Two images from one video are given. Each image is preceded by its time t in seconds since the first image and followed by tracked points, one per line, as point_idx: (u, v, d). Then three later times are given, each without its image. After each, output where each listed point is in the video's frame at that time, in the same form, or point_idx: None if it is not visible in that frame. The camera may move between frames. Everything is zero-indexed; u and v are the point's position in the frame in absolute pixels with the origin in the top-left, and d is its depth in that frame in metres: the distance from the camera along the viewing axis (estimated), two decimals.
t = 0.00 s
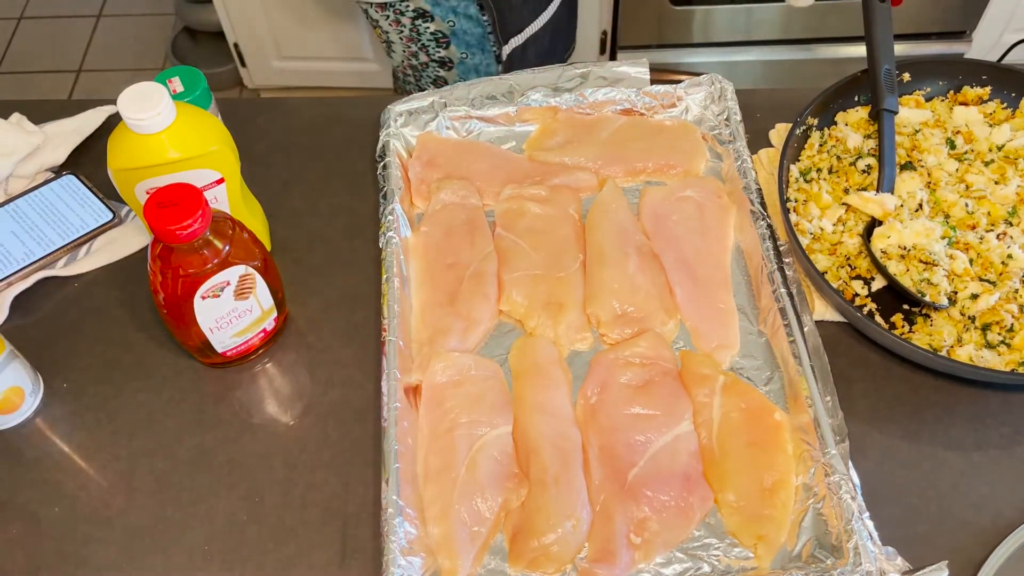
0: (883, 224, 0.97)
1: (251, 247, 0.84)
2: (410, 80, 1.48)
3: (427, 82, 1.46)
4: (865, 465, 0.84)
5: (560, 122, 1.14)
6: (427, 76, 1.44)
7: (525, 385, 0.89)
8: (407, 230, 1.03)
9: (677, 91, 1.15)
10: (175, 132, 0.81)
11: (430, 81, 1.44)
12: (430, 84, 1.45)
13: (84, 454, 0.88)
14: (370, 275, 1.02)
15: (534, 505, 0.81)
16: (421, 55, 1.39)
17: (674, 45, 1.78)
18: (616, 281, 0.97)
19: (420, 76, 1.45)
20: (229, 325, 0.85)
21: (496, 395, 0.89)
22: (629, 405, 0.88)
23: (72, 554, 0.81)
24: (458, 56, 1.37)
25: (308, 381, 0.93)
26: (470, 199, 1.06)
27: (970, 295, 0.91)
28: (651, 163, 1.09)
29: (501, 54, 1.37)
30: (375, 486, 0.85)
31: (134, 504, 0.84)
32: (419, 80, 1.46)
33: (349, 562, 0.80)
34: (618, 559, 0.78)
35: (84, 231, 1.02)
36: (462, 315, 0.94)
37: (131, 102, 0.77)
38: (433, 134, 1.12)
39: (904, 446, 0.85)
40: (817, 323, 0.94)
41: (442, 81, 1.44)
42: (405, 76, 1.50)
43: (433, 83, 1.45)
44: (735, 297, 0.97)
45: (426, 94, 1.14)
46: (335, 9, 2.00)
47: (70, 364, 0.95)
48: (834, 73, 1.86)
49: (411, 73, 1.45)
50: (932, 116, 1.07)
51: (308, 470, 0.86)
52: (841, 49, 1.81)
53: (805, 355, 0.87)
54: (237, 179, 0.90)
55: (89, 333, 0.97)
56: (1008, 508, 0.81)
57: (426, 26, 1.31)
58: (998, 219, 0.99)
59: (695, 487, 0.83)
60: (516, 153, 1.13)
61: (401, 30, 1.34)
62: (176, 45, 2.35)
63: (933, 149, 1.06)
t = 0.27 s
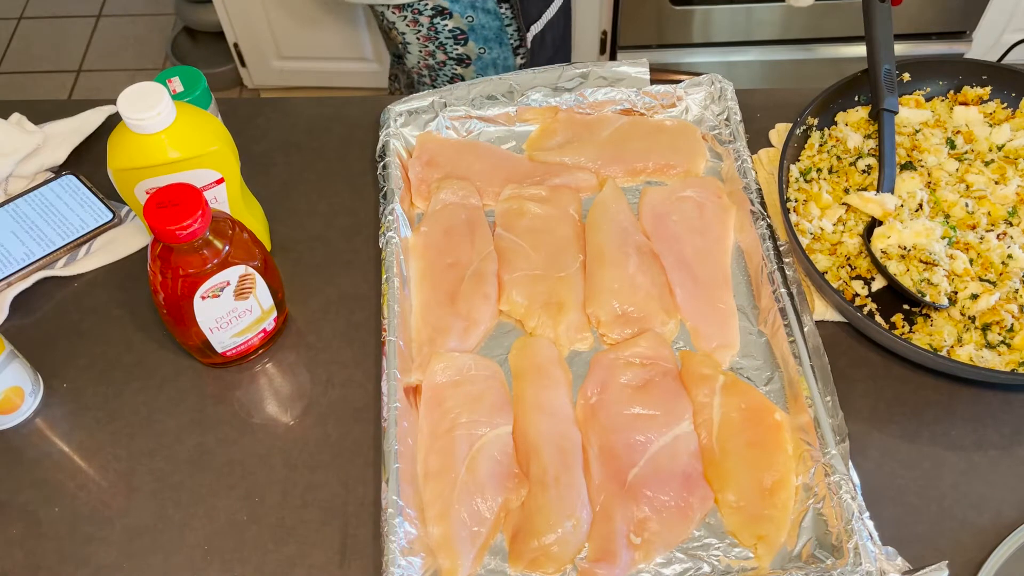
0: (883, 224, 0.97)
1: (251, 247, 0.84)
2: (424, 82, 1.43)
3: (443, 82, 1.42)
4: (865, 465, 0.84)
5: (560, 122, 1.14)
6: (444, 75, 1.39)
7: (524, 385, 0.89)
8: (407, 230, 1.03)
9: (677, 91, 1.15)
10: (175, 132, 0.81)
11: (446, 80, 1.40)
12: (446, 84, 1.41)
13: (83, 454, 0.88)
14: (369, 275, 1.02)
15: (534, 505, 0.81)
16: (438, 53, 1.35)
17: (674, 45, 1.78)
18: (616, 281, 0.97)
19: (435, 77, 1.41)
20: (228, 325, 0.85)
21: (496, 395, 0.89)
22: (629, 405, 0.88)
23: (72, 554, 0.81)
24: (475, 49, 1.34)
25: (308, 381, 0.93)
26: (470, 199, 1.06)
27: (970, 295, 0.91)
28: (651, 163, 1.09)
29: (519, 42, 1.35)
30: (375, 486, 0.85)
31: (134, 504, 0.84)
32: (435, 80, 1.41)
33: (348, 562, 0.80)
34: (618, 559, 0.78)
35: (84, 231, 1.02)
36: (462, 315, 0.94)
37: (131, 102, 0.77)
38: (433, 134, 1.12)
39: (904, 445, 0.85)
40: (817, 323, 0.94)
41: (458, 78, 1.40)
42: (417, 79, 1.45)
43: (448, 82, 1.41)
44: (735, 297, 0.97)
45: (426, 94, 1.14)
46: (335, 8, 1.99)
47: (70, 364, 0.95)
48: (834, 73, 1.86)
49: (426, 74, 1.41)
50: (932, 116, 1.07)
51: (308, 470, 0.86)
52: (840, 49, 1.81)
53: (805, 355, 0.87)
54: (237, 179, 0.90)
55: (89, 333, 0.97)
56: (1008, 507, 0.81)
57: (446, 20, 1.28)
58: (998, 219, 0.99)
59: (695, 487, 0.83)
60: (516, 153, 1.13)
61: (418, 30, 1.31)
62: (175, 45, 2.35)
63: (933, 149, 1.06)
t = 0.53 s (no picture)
0: (883, 224, 0.97)
1: (251, 247, 0.84)
2: (427, 79, 1.44)
3: (446, 78, 1.42)
4: (865, 465, 0.84)
5: (560, 121, 1.14)
6: (447, 71, 1.40)
7: (525, 385, 0.89)
8: (407, 230, 1.03)
9: (677, 91, 1.15)
10: (175, 132, 0.81)
11: (450, 76, 1.40)
12: (450, 80, 1.41)
13: (84, 454, 0.88)
14: (370, 275, 1.02)
15: (534, 505, 0.81)
16: (442, 49, 1.35)
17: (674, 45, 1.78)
18: (616, 281, 0.97)
19: (438, 73, 1.41)
20: (228, 325, 0.85)
21: (496, 395, 0.89)
22: (629, 404, 0.88)
23: (72, 554, 0.81)
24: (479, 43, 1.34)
25: (308, 381, 0.93)
26: (470, 199, 1.06)
27: (970, 295, 0.91)
28: (651, 163, 1.09)
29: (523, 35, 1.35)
30: (375, 486, 0.85)
31: (134, 504, 0.84)
32: (438, 77, 1.41)
33: (348, 562, 0.80)
34: (618, 559, 0.78)
35: (84, 231, 1.02)
36: (463, 315, 0.94)
37: (131, 102, 0.77)
38: (433, 134, 1.12)
39: (904, 445, 0.85)
40: (817, 323, 0.94)
41: (461, 73, 1.40)
42: (421, 75, 1.45)
43: (452, 78, 1.41)
44: (735, 297, 0.97)
45: (426, 94, 1.14)
46: (336, 8, 2.00)
47: (70, 364, 0.95)
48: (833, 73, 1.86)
49: (430, 71, 1.41)
50: (932, 116, 1.07)
51: (308, 470, 0.86)
52: (840, 49, 1.81)
53: (805, 355, 0.87)
54: (237, 180, 0.90)
55: (89, 333, 0.97)
56: (1008, 507, 0.81)
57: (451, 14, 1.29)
58: (998, 219, 0.99)
59: (695, 487, 0.83)
60: (516, 153, 1.13)
61: (423, 25, 1.31)
62: (175, 45, 2.35)
63: (933, 149, 1.06)
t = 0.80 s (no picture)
0: (883, 224, 0.97)
1: (251, 247, 0.84)
2: (426, 77, 1.43)
3: (445, 76, 1.41)
4: (865, 465, 0.84)
5: (560, 122, 1.14)
6: (446, 69, 1.38)
7: (524, 385, 0.89)
8: (407, 230, 1.03)
9: (677, 91, 1.15)
10: (175, 132, 0.81)
11: (449, 73, 1.39)
12: (449, 77, 1.40)
13: (84, 454, 0.88)
14: (369, 274, 1.02)
15: (534, 505, 0.81)
16: (441, 46, 1.34)
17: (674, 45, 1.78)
18: (616, 281, 0.97)
19: (437, 71, 1.40)
20: (228, 325, 0.85)
21: (496, 395, 0.89)
22: (629, 404, 0.88)
23: (72, 554, 0.81)
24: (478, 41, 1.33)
25: (308, 381, 0.93)
26: (470, 199, 1.06)
27: (970, 295, 0.91)
28: (651, 163, 1.09)
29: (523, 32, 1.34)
30: (375, 486, 0.85)
31: (134, 504, 0.84)
32: (437, 75, 1.40)
33: (348, 562, 0.80)
34: (618, 559, 0.78)
35: (84, 231, 1.02)
36: (463, 315, 0.94)
37: (131, 102, 0.77)
38: (433, 134, 1.12)
39: (904, 445, 0.85)
40: (817, 323, 0.94)
41: (460, 71, 1.39)
42: (420, 74, 1.44)
43: (451, 76, 1.40)
44: (735, 297, 0.97)
45: (426, 94, 1.14)
46: (336, 8, 1.99)
47: (71, 364, 0.95)
48: (833, 73, 1.86)
49: (429, 68, 1.40)
50: (932, 116, 1.07)
51: (308, 470, 0.86)
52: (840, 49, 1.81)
53: (805, 355, 0.87)
54: (237, 180, 0.90)
55: (89, 333, 0.97)
56: (1009, 507, 0.81)
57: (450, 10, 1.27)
58: (998, 219, 0.99)
59: (695, 487, 0.83)
60: (516, 153, 1.13)
61: (422, 22, 1.30)
62: (175, 45, 2.35)
63: (933, 149, 1.06)
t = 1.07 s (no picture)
0: (883, 224, 0.97)
1: (251, 247, 0.84)
2: (423, 74, 1.43)
3: (442, 72, 1.41)
4: (865, 465, 0.84)
5: (560, 121, 1.14)
6: (443, 65, 1.39)
7: (524, 385, 0.89)
8: (407, 230, 1.03)
9: (677, 91, 1.15)
10: (175, 132, 0.81)
11: (445, 70, 1.39)
12: (446, 73, 1.40)
13: (84, 454, 0.88)
14: (369, 274, 1.02)
15: (534, 505, 0.81)
16: (437, 43, 1.34)
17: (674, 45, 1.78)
18: (616, 281, 0.97)
19: (434, 68, 1.40)
20: (228, 325, 0.85)
21: (496, 395, 0.89)
22: (629, 404, 0.88)
23: (72, 554, 0.81)
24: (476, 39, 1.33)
25: (308, 381, 0.93)
26: (470, 199, 1.06)
27: (970, 295, 0.91)
28: (651, 163, 1.09)
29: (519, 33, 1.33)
30: (375, 486, 0.85)
31: (134, 504, 0.84)
32: (434, 71, 1.40)
33: (348, 562, 0.80)
34: (618, 559, 0.78)
35: (84, 231, 1.02)
36: (462, 315, 0.94)
37: (131, 102, 0.77)
38: (433, 134, 1.12)
39: (904, 445, 0.85)
40: (817, 323, 0.94)
41: (457, 67, 1.39)
42: (416, 71, 1.44)
43: (447, 73, 1.40)
44: (735, 297, 0.97)
45: (426, 94, 1.13)
46: (336, 8, 1.99)
47: (70, 364, 0.95)
48: (833, 73, 1.86)
49: (426, 65, 1.40)
50: (932, 116, 1.07)
51: (308, 471, 0.86)
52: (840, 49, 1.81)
53: (806, 355, 0.87)
54: (237, 180, 0.90)
55: (89, 333, 0.97)
56: (1009, 507, 0.81)
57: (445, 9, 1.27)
58: (998, 219, 0.99)
59: (695, 487, 0.83)
60: (516, 153, 1.13)
61: (418, 19, 1.30)
62: (175, 45, 2.35)
63: (933, 149, 1.06)
